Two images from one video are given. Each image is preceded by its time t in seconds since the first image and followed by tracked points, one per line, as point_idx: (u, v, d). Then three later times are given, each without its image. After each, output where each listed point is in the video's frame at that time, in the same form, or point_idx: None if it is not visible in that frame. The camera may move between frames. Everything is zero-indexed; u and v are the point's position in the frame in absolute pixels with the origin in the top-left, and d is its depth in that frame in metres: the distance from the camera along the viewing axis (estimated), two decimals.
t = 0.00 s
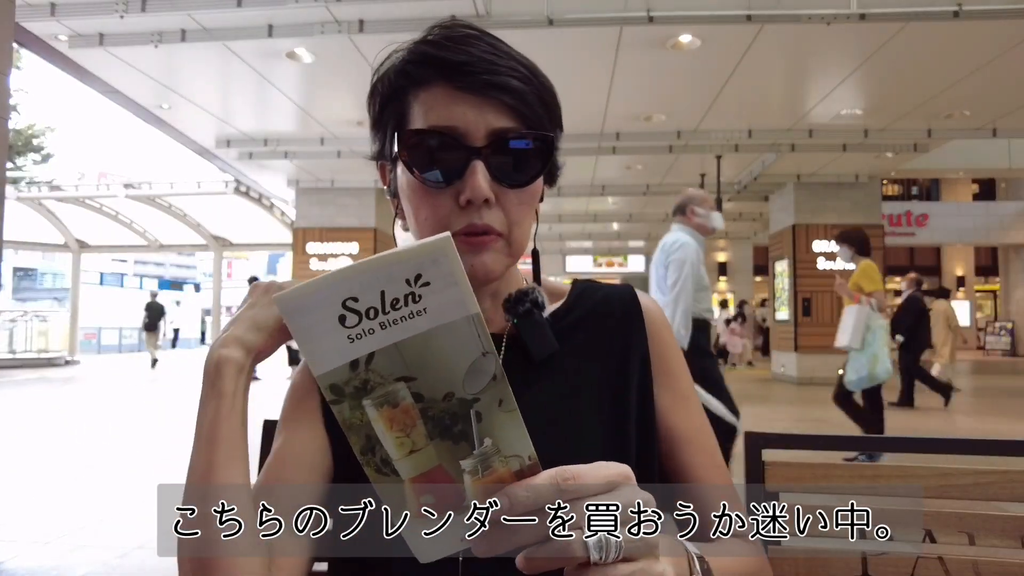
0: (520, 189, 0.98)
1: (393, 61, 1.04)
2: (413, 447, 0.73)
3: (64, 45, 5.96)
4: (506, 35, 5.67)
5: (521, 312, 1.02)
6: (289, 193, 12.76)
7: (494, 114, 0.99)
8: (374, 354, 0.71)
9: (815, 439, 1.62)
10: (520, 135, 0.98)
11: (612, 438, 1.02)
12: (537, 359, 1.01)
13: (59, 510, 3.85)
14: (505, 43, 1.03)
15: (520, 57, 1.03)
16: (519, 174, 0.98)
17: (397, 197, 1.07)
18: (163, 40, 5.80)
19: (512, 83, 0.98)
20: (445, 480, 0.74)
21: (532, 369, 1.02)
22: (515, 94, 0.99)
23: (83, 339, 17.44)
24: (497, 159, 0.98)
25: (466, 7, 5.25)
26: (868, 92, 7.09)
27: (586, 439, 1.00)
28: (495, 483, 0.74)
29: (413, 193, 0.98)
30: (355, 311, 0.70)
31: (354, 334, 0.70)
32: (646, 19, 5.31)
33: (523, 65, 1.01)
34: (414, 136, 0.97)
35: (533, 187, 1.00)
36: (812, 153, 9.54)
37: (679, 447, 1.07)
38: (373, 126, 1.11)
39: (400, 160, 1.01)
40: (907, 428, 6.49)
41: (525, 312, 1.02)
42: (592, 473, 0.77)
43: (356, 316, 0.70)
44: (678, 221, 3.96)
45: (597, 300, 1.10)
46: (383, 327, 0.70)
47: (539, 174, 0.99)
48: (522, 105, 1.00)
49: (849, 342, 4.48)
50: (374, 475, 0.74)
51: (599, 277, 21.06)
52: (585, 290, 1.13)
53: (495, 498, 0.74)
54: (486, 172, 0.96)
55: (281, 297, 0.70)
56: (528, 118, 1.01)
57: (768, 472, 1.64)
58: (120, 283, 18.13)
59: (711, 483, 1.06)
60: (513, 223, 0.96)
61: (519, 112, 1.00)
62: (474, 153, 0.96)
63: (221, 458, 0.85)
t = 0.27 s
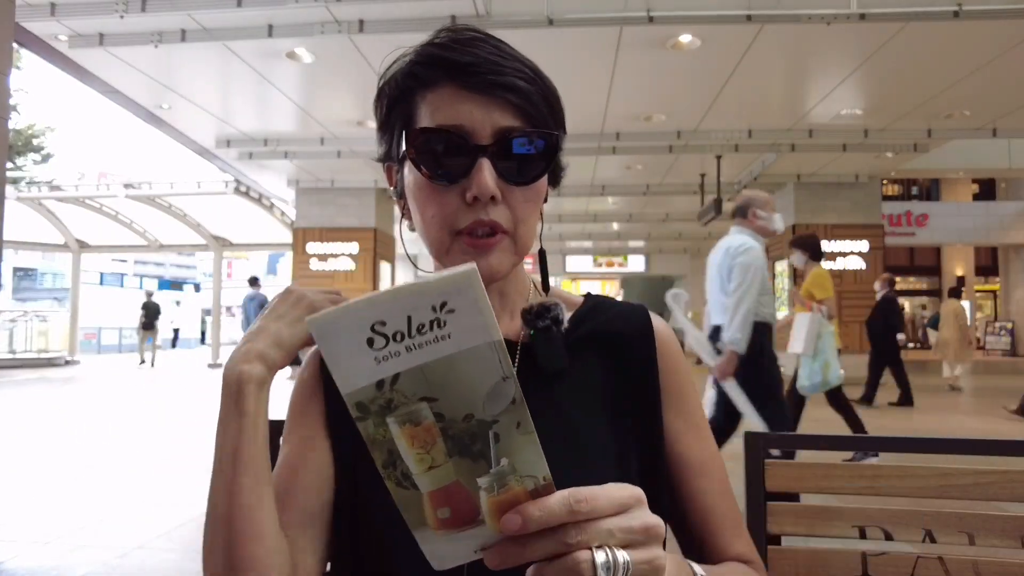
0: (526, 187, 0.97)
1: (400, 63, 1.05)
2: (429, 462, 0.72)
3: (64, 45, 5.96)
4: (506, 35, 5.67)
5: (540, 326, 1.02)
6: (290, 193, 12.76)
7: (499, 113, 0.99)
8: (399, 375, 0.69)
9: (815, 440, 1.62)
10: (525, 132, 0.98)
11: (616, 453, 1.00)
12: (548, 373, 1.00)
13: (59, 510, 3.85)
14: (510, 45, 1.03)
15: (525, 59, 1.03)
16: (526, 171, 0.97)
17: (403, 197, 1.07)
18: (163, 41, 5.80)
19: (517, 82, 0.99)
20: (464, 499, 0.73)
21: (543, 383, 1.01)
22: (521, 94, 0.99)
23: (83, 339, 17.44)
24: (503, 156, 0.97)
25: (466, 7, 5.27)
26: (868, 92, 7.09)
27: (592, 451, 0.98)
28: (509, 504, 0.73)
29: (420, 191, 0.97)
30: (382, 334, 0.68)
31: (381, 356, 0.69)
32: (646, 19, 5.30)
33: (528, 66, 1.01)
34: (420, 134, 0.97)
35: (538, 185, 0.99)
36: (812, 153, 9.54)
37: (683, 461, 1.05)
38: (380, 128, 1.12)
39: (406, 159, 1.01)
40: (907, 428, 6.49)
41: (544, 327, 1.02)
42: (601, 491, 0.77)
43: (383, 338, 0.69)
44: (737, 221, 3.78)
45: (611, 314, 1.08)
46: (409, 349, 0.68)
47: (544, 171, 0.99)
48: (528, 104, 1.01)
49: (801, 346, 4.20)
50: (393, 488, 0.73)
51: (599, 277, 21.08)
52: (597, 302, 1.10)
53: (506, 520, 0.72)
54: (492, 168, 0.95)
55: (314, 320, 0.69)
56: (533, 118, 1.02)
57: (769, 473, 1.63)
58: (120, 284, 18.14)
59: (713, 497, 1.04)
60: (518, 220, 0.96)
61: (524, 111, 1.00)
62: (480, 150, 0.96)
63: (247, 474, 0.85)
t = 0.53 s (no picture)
0: (526, 189, 0.97)
1: (401, 64, 1.04)
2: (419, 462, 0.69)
3: (64, 45, 5.96)
4: (506, 35, 5.68)
5: (542, 321, 1.03)
6: (290, 193, 12.76)
7: (500, 114, 0.99)
8: (390, 373, 0.66)
9: (815, 440, 1.62)
10: (525, 133, 0.98)
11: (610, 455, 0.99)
12: (548, 369, 1.00)
13: (60, 510, 3.86)
14: (511, 46, 1.04)
15: (527, 60, 1.04)
16: (527, 173, 0.97)
17: (403, 198, 1.07)
18: (163, 40, 5.80)
19: (518, 84, 0.99)
20: (449, 497, 0.71)
21: (543, 381, 1.01)
22: (522, 95, 1.00)
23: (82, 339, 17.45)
24: (504, 158, 0.97)
25: (466, 7, 5.27)
26: (868, 92, 7.10)
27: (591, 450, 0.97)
28: (494, 502, 0.72)
29: (421, 192, 0.97)
30: (375, 332, 0.64)
31: (372, 354, 0.65)
32: (646, 18, 5.30)
33: (529, 67, 1.01)
34: (421, 135, 0.97)
35: (538, 187, 0.99)
36: (812, 153, 9.54)
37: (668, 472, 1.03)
38: (380, 128, 1.11)
39: (407, 160, 1.00)
40: (907, 427, 6.49)
41: (546, 322, 1.02)
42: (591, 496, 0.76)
43: (376, 336, 0.65)
44: (789, 217, 3.84)
45: (610, 316, 1.08)
46: (401, 349, 0.65)
47: (545, 172, 0.99)
48: (529, 105, 1.01)
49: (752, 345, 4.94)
50: (377, 484, 0.71)
51: (599, 277, 21.09)
52: (599, 302, 1.10)
53: (489, 520, 0.72)
54: (493, 170, 0.95)
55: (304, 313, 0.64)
56: (535, 119, 1.02)
57: (769, 473, 1.63)
58: (121, 284, 18.15)
59: (689, 512, 1.03)
60: (518, 221, 0.96)
61: (525, 112, 1.01)
62: (480, 151, 0.96)
63: (290, 533, 0.75)
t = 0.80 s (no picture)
0: (522, 188, 0.97)
1: (396, 64, 1.04)
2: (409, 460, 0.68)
3: (64, 45, 5.96)
4: (506, 34, 5.68)
5: (536, 310, 1.03)
6: (290, 193, 12.76)
7: (496, 114, 0.99)
8: (389, 362, 0.66)
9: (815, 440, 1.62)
10: (520, 134, 0.98)
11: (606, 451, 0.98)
12: (546, 362, 1.01)
13: (60, 510, 3.86)
14: (508, 45, 1.03)
15: (523, 59, 1.03)
16: (521, 173, 0.97)
17: (399, 198, 1.07)
18: (163, 40, 5.79)
19: (514, 83, 0.99)
20: (437, 493, 0.70)
21: (541, 374, 1.01)
22: (518, 95, 1.00)
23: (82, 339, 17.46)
24: (499, 158, 0.97)
25: (466, 7, 5.27)
26: (868, 92, 7.09)
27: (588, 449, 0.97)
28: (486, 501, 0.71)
29: (416, 191, 0.97)
30: (378, 318, 0.66)
31: (372, 342, 0.66)
32: (646, 18, 5.29)
33: (524, 67, 1.01)
34: (415, 133, 0.96)
35: (534, 187, 1.00)
36: (812, 153, 9.54)
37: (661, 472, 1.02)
38: (376, 126, 1.11)
39: (402, 160, 1.01)
40: (907, 427, 6.49)
41: (540, 311, 1.03)
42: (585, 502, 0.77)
43: (378, 323, 0.66)
44: (834, 223, 3.85)
45: (609, 313, 1.08)
46: (403, 337, 0.66)
47: (540, 173, 0.99)
48: (524, 105, 1.01)
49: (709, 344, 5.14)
50: (364, 478, 0.70)
51: (599, 277, 21.10)
52: (595, 300, 1.11)
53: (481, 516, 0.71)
54: (488, 170, 0.96)
55: (307, 295, 0.65)
56: (530, 119, 1.02)
57: (769, 473, 1.63)
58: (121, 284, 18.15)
59: (675, 516, 1.02)
60: (513, 221, 0.96)
61: (520, 111, 1.00)
62: (476, 151, 0.96)
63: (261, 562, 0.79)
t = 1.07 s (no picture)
0: (525, 185, 0.97)
1: (400, 61, 1.05)
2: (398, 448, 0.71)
3: (64, 45, 5.96)
4: (506, 35, 5.68)
5: (539, 314, 1.03)
6: (290, 193, 12.76)
7: (500, 110, 0.99)
8: (373, 343, 0.69)
9: (814, 439, 1.62)
10: (522, 131, 0.98)
11: (608, 455, 0.98)
12: (547, 365, 1.00)
13: (60, 510, 3.85)
14: (511, 44, 1.04)
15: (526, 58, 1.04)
16: (524, 170, 0.97)
17: (400, 195, 1.07)
18: (163, 41, 5.79)
19: (517, 80, 0.99)
20: (427, 487, 0.73)
21: (542, 376, 1.01)
22: (521, 91, 0.99)
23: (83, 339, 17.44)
24: (503, 154, 0.97)
25: (466, 7, 5.28)
26: (869, 92, 7.09)
27: (591, 455, 0.96)
28: (476, 495, 0.73)
29: (419, 186, 0.97)
30: (361, 298, 0.68)
31: (356, 321, 0.69)
32: (646, 18, 5.29)
33: (528, 66, 1.01)
34: (418, 129, 0.96)
35: (537, 184, 0.99)
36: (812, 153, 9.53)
37: (660, 473, 1.03)
38: (378, 125, 1.11)
39: (404, 156, 1.00)
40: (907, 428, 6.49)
41: (543, 315, 1.03)
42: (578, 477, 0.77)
43: (360, 304, 0.69)
44: (887, 219, 3.83)
45: (610, 313, 1.08)
46: (384, 318, 0.69)
47: (542, 171, 0.99)
48: (527, 102, 1.00)
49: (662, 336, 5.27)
50: (356, 467, 0.73)
51: (599, 277, 21.10)
52: (595, 302, 1.12)
53: (471, 513, 0.72)
54: (491, 165, 0.95)
55: (291, 276, 0.67)
56: (534, 117, 1.02)
57: (769, 473, 1.64)
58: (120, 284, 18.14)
59: (674, 516, 1.02)
60: (517, 217, 0.96)
61: (524, 108, 1.00)
62: (479, 147, 0.96)
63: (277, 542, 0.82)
